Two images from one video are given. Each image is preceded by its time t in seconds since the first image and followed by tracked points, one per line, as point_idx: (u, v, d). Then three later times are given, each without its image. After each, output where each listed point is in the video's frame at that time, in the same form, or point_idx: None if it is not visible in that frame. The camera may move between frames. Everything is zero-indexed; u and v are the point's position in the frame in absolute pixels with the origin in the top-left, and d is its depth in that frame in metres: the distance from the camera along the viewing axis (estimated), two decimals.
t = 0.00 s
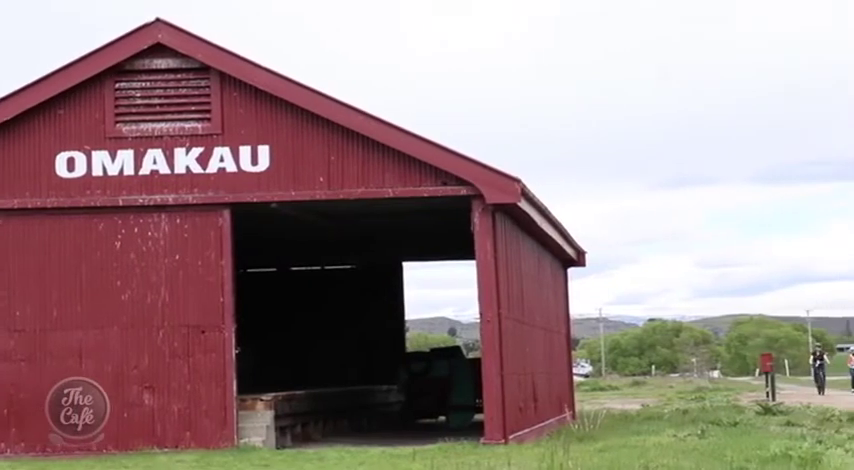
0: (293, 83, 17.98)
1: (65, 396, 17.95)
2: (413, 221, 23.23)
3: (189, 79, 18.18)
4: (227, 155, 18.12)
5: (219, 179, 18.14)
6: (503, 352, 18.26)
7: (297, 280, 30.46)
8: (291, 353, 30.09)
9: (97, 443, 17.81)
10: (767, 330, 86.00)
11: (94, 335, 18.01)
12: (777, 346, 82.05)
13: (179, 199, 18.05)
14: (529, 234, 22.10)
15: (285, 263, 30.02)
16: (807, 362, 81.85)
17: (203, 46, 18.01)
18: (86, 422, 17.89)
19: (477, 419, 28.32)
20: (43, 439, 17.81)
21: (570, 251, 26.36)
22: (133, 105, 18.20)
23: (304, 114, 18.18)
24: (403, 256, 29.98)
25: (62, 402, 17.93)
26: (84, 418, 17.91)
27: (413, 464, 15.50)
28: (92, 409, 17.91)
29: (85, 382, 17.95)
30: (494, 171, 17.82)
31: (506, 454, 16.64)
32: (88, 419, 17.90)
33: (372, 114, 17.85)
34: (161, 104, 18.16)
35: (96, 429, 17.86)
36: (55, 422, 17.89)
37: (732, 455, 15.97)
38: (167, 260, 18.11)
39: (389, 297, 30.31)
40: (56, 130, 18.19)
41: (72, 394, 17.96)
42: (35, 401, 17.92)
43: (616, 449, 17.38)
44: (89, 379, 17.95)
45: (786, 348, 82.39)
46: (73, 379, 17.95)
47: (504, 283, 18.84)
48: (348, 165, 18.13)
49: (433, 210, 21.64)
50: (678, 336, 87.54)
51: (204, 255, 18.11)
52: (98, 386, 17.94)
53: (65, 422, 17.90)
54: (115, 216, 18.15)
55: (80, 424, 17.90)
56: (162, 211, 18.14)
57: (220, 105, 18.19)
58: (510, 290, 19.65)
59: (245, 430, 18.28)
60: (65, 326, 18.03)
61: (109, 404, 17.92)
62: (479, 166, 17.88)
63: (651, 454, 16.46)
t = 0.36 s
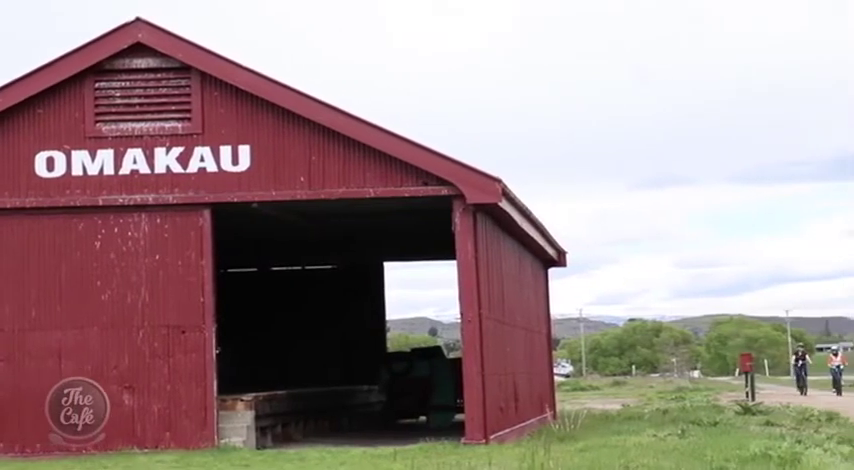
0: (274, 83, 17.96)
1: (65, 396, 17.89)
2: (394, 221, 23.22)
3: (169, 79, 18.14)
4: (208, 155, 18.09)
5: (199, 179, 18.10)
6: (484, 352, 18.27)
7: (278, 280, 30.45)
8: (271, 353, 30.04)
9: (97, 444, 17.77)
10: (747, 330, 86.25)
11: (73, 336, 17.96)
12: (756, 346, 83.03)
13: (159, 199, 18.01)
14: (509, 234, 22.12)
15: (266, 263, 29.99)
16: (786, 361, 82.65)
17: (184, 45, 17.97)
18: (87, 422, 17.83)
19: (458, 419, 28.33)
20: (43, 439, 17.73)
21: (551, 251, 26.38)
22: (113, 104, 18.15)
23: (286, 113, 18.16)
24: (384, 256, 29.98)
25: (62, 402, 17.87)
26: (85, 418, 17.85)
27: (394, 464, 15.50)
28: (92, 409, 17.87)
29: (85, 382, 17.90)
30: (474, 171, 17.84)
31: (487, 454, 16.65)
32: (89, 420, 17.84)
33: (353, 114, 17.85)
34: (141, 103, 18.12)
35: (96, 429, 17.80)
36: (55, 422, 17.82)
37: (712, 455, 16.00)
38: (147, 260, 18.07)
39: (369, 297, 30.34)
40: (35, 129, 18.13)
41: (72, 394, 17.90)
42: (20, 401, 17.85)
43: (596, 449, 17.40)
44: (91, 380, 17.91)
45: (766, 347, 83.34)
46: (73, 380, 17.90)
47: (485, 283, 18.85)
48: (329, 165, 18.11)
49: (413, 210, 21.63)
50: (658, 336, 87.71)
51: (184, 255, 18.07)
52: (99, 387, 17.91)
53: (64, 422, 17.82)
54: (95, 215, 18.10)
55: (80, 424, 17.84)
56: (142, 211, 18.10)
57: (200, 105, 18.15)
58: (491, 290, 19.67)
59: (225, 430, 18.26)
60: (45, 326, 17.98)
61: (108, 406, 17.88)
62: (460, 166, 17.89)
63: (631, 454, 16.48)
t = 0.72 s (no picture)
0: (255, 83, 17.95)
1: (65, 396, 17.85)
2: (375, 221, 23.21)
3: (150, 79, 18.10)
4: (189, 154, 18.05)
5: (180, 179, 18.07)
6: (465, 352, 18.27)
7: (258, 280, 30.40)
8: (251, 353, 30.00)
9: (96, 444, 17.72)
10: (728, 330, 86.48)
11: (53, 336, 17.91)
12: (737, 346, 83.50)
13: (140, 199, 17.97)
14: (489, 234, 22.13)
15: (246, 263, 29.97)
16: (766, 361, 82.92)
17: (164, 45, 17.93)
18: (86, 422, 17.79)
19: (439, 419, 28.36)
20: (42, 439, 17.69)
21: (532, 251, 26.40)
22: (94, 104, 18.10)
23: (266, 113, 18.14)
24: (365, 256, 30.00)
25: (62, 402, 17.82)
26: (84, 418, 17.81)
27: (375, 464, 15.50)
28: (92, 409, 17.82)
29: (85, 383, 17.86)
30: (455, 171, 17.85)
31: (469, 454, 16.66)
32: (88, 420, 17.80)
33: (334, 114, 17.85)
34: (121, 103, 18.08)
35: (96, 429, 17.77)
36: (54, 422, 17.77)
37: (693, 455, 16.04)
38: (128, 260, 18.02)
39: (350, 298, 30.36)
40: (15, 129, 18.07)
41: (72, 394, 17.87)
42: (4, 401, 17.79)
43: (577, 449, 17.42)
44: (89, 380, 17.87)
45: (747, 347, 83.66)
46: (73, 379, 17.86)
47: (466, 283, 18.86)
48: (310, 166, 18.09)
49: (394, 210, 21.62)
50: (639, 336, 87.86)
51: (164, 255, 18.03)
52: (98, 387, 17.87)
53: (64, 422, 17.79)
54: (75, 215, 18.05)
55: (80, 424, 17.80)
56: (122, 211, 18.06)
57: (182, 104, 18.11)
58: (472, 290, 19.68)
59: (206, 430, 18.23)
60: (25, 326, 17.92)
61: (108, 406, 17.83)
62: (442, 166, 17.90)
63: (612, 454, 16.51)
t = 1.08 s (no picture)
0: (238, 82, 17.92)
1: (65, 396, 17.81)
2: (358, 221, 23.21)
3: (132, 78, 18.07)
4: (171, 154, 18.02)
5: (162, 179, 18.04)
6: (447, 353, 18.27)
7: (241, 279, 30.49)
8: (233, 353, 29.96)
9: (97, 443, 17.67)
10: (710, 330, 86.66)
11: (35, 336, 17.87)
12: (719, 345, 83.60)
13: (122, 199, 17.93)
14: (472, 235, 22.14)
15: (229, 263, 29.99)
16: (748, 361, 83.12)
17: (146, 44, 17.89)
18: (86, 422, 17.75)
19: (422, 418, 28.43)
20: (42, 439, 17.64)
21: (515, 251, 26.41)
22: (75, 103, 18.05)
23: (249, 113, 18.11)
24: (348, 256, 30.03)
25: (62, 403, 17.78)
26: (84, 418, 17.78)
27: (357, 464, 15.51)
28: (92, 409, 17.79)
29: (85, 383, 17.84)
30: (438, 171, 17.86)
31: (451, 454, 16.67)
32: (88, 420, 17.77)
33: (317, 114, 17.84)
34: (103, 102, 18.03)
35: (96, 429, 17.73)
36: (55, 422, 17.73)
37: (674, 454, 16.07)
38: (109, 260, 17.98)
39: (332, 299, 30.36)
40: None
41: (71, 394, 17.83)
42: None
43: (559, 449, 17.43)
44: (90, 380, 17.85)
45: (728, 347, 83.89)
46: (73, 379, 17.84)
47: (448, 283, 18.86)
48: (293, 165, 18.08)
49: (376, 211, 21.60)
50: (622, 336, 87.94)
51: (146, 255, 17.99)
52: (98, 387, 17.84)
53: (64, 422, 17.74)
54: (57, 215, 18.00)
55: (80, 424, 17.77)
56: (104, 210, 18.02)
57: (164, 104, 18.08)
58: (455, 290, 19.69)
59: (188, 430, 18.21)
60: (7, 327, 17.88)
61: (108, 405, 17.81)
62: (424, 166, 17.90)
63: (593, 453, 16.53)
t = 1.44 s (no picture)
0: (219, 82, 17.89)
1: (65, 397, 17.76)
2: (339, 221, 23.19)
3: (113, 77, 18.02)
4: (152, 154, 17.98)
5: (143, 178, 18.00)
6: (428, 353, 18.26)
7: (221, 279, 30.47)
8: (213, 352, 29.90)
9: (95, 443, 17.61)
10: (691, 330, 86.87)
11: (15, 336, 17.82)
12: (699, 346, 83.83)
13: (102, 199, 17.89)
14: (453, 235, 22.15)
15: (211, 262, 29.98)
16: (728, 361, 83.37)
17: (127, 44, 17.84)
18: (86, 422, 17.70)
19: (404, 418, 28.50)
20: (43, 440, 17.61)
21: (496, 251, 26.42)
22: (56, 103, 17.99)
23: (230, 113, 18.07)
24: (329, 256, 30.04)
25: (62, 403, 17.74)
26: (84, 418, 17.72)
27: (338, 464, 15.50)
28: (92, 409, 17.73)
29: (85, 383, 17.78)
30: (419, 171, 17.86)
31: (432, 454, 16.67)
32: (88, 420, 17.71)
33: (298, 114, 17.82)
34: (83, 102, 17.98)
35: (96, 429, 17.68)
36: (55, 422, 17.69)
37: (655, 454, 16.10)
38: (90, 260, 17.94)
39: (314, 299, 30.35)
40: None
41: (72, 395, 17.78)
42: None
43: (540, 449, 17.45)
44: (91, 380, 17.78)
45: (708, 347, 84.14)
46: (73, 379, 17.78)
47: (430, 282, 18.86)
48: (274, 165, 18.05)
49: (356, 211, 21.59)
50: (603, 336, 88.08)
51: (127, 255, 17.95)
52: (98, 387, 17.78)
53: (64, 422, 17.70)
54: (36, 214, 17.94)
55: (80, 424, 17.72)
56: (85, 210, 17.97)
57: (144, 104, 18.04)
58: (436, 290, 19.69)
59: (169, 431, 18.17)
60: None
61: (108, 405, 17.74)
62: (405, 166, 17.90)
63: (574, 453, 16.55)
